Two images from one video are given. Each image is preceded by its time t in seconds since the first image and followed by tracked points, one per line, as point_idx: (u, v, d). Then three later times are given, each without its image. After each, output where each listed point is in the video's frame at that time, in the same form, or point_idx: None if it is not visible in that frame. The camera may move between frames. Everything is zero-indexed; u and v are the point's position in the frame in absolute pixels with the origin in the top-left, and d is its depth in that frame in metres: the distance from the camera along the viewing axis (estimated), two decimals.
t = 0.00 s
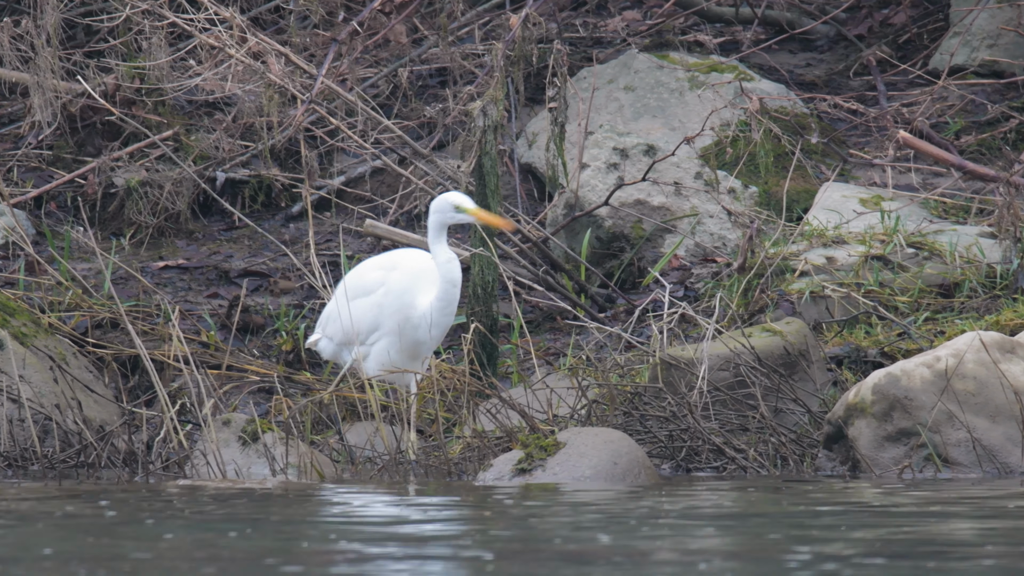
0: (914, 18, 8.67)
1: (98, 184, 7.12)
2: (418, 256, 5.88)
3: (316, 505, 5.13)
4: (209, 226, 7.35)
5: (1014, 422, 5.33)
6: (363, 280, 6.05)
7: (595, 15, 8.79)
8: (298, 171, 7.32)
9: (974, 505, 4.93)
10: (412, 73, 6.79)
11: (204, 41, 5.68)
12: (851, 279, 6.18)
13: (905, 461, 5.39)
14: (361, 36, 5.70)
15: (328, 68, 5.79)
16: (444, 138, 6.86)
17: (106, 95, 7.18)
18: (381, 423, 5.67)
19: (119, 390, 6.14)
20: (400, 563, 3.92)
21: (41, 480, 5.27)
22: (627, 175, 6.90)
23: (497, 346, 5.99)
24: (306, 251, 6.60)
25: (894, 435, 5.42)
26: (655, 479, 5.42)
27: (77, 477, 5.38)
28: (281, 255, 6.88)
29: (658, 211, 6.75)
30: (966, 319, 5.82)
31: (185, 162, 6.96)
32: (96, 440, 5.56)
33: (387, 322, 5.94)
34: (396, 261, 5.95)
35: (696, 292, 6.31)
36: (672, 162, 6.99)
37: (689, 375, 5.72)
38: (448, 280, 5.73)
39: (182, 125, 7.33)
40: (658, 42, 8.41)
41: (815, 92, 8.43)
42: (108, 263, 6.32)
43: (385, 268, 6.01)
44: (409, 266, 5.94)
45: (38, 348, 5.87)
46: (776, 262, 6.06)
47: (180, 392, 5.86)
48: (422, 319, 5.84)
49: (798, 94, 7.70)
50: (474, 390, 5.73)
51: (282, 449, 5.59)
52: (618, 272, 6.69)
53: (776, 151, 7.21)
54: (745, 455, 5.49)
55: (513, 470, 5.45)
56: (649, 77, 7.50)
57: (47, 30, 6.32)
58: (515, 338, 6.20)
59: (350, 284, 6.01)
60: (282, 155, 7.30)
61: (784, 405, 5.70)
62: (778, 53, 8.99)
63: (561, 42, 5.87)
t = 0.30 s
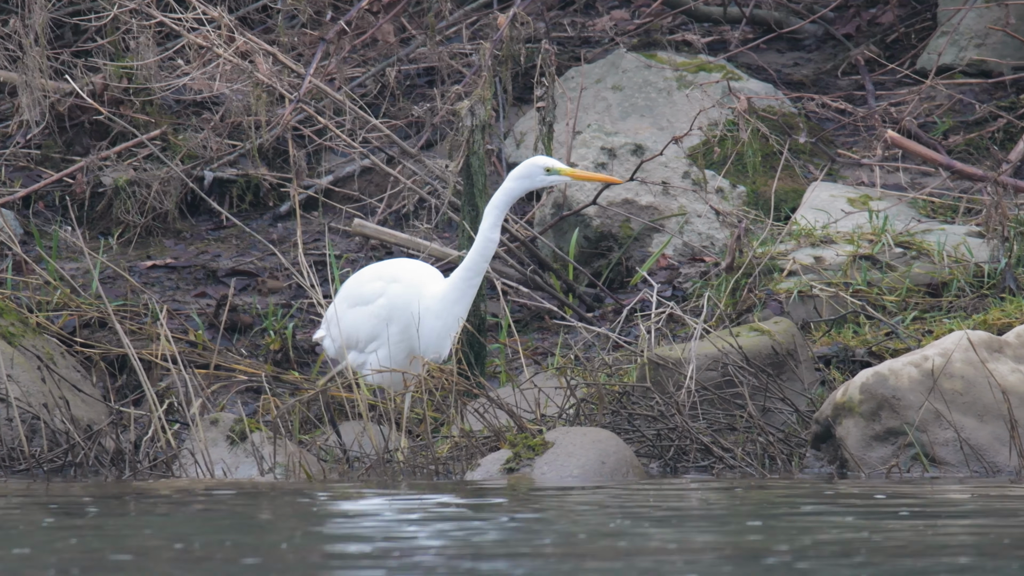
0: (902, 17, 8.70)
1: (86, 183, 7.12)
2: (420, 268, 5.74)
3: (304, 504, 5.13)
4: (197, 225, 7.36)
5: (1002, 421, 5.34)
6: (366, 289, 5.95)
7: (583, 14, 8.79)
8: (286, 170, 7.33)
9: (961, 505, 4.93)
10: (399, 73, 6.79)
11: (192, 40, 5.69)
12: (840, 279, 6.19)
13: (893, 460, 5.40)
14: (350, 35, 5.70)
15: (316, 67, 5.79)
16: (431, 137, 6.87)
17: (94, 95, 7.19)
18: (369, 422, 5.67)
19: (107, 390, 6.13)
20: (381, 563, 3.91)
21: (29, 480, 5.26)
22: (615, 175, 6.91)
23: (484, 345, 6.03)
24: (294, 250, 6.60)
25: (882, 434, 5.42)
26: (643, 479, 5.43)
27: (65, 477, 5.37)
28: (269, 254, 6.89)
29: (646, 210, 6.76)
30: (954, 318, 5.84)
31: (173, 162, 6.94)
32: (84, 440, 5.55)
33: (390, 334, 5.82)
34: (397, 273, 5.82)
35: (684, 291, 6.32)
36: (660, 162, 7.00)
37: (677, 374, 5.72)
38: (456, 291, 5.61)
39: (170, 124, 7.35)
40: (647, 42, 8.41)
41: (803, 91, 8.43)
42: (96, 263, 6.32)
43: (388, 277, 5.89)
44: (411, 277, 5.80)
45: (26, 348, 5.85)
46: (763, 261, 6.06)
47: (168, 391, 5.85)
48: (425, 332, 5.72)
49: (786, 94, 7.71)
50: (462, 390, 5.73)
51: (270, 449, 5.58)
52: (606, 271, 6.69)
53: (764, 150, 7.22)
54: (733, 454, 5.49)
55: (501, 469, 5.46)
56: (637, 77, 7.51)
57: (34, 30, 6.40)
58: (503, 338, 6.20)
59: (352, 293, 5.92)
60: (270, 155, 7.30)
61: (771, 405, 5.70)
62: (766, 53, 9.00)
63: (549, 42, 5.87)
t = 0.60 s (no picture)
0: (890, 17, 8.71)
1: (74, 182, 7.14)
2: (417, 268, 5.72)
3: (291, 503, 5.13)
4: (185, 224, 7.36)
5: (989, 420, 5.37)
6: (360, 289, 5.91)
7: (572, 14, 8.79)
8: (274, 169, 7.33)
9: (948, 504, 4.94)
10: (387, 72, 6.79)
11: (180, 39, 5.69)
12: (827, 278, 6.19)
13: (881, 459, 5.40)
14: (338, 34, 5.71)
15: (305, 66, 5.80)
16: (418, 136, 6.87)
17: (82, 94, 7.19)
18: (357, 421, 5.67)
19: (95, 389, 6.13)
20: (363, 562, 3.91)
21: (16, 479, 5.26)
22: (603, 174, 6.92)
23: (473, 345, 6.03)
24: (282, 249, 6.60)
25: (870, 433, 5.43)
26: (630, 477, 5.44)
27: (53, 476, 5.37)
28: (257, 254, 6.89)
29: (634, 209, 6.77)
30: (942, 317, 5.85)
31: (161, 160, 7.00)
32: (72, 438, 5.55)
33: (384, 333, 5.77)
34: (394, 272, 5.79)
35: (672, 290, 6.32)
36: (648, 161, 7.00)
37: (665, 373, 5.72)
38: (455, 288, 5.58)
39: (158, 123, 7.36)
40: (635, 41, 8.41)
41: (791, 90, 8.43)
42: (84, 262, 6.32)
43: (383, 277, 5.86)
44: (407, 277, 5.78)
45: (14, 347, 5.86)
46: (751, 260, 6.06)
47: (156, 390, 5.85)
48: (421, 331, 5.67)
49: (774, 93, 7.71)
50: (450, 389, 5.74)
51: (258, 448, 5.58)
52: (594, 270, 6.69)
53: (753, 149, 7.22)
54: (721, 453, 5.49)
55: (489, 468, 5.46)
56: (625, 76, 7.51)
57: (23, 30, 6.46)
58: (491, 337, 6.20)
59: (346, 292, 5.87)
60: (258, 154, 7.31)
61: (759, 404, 5.69)
62: (754, 52, 9.00)
63: (537, 41, 5.88)
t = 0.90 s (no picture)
0: (878, 16, 8.72)
1: (61, 181, 7.13)
2: (411, 263, 5.74)
3: (279, 502, 5.13)
4: (173, 224, 7.37)
5: (976, 419, 5.39)
6: (353, 289, 5.93)
7: (559, 12, 8.79)
8: (262, 168, 7.33)
9: (934, 502, 4.94)
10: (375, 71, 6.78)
11: (168, 39, 5.69)
12: (815, 277, 6.20)
13: (868, 459, 5.40)
14: (326, 34, 5.71)
15: (292, 65, 5.80)
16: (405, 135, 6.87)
17: (70, 92, 7.19)
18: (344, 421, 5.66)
19: (82, 389, 6.14)
20: (342, 561, 3.91)
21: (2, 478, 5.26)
22: (590, 173, 6.91)
23: (460, 345, 6.04)
24: (270, 248, 6.60)
25: (857, 432, 5.44)
26: (618, 477, 5.44)
27: (40, 475, 5.37)
28: (244, 253, 6.89)
29: (621, 208, 6.78)
30: (930, 316, 5.86)
31: (148, 159, 7.02)
32: (59, 438, 5.55)
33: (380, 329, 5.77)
34: (387, 269, 5.81)
35: (659, 289, 6.32)
36: (636, 160, 7.01)
37: (652, 372, 5.71)
38: (449, 280, 5.58)
39: (145, 122, 7.37)
40: (623, 40, 8.42)
41: (779, 89, 8.44)
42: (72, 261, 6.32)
43: (375, 276, 5.87)
44: (401, 273, 5.80)
45: None
46: (738, 259, 6.06)
47: (143, 390, 5.85)
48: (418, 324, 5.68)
49: (762, 92, 7.72)
50: (437, 388, 5.74)
51: (245, 448, 5.58)
52: (582, 269, 6.68)
53: (741, 149, 7.22)
54: (708, 453, 5.49)
55: (476, 467, 5.46)
56: (613, 75, 7.52)
57: (11, 29, 6.48)
58: (479, 336, 6.20)
59: (339, 292, 5.89)
60: (245, 153, 7.31)
61: (747, 403, 5.69)
62: (741, 51, 9.01)
63: (525, 40, 5.87)
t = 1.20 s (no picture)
0: (864, 15, 8.74)
1: (48, 181, 7.12)
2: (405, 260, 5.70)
3: (266, 501, 5.13)
4: (159, 223, 7.37)
5: (963, 418, 5.39)
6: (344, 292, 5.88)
7: (545, 12, 8.80)
8: (249, 167, 7.33)
9: (920, 501, 4.95)
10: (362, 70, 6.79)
11: (155, 38, 5.68)
12: (802, 276, 6.20)
13: (854, 458, 5.41)
14: (312, 33, 5.72)
15: (279, 64, 5.80)
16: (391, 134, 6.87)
17: (57, 92, 7.19)
18: (331, 420, 5.66)
19: (69, 388, 6.13)
20: (320, 561, 3.91)
21: None
22: (576, 172, 6.97)
23: (447, 345, 6.05)
24: (256, 248, 6.60)
25: (844, 432, 5.44)
26: (605, 477, 5.44)
27: (25, 475, 5.37)
28: (231, 252, 6.89)
29: (608, 208, 6.77)
30: (916, 315, 5.87)
31: (135, 158, 7.05)
32: (46, 437, 5.56)
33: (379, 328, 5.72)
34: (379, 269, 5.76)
35: (646, 289, 6.32)
36: (623, 160, 7.02)
37: (639, 372, 5.71)
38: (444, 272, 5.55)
39: (131, 122, 7.37)
40: (609, 39, 8.43)
41: (765, 89, 8.45)
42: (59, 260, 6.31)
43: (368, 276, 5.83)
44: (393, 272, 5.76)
45: None
46: (725, 258, 6.06)
47: (130, 389, 5.85)
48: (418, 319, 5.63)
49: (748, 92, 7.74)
50: (424, 387, 5.73)
51: (232, 447, 5.58)
52: (569, 269, 6.67)
53: (728, 148, 7.23)
54: (695, 452, 5.49)
55: (463, 466, 5.46)
56: (600, 74, 7.53)
57: None
58: (466, 336, 6.21)
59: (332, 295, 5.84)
60: (232, 152, 7.31)
61: (734, 403, 5.69)
62: (728, 51, 9.02)
63: (513, 40, 5.86)
